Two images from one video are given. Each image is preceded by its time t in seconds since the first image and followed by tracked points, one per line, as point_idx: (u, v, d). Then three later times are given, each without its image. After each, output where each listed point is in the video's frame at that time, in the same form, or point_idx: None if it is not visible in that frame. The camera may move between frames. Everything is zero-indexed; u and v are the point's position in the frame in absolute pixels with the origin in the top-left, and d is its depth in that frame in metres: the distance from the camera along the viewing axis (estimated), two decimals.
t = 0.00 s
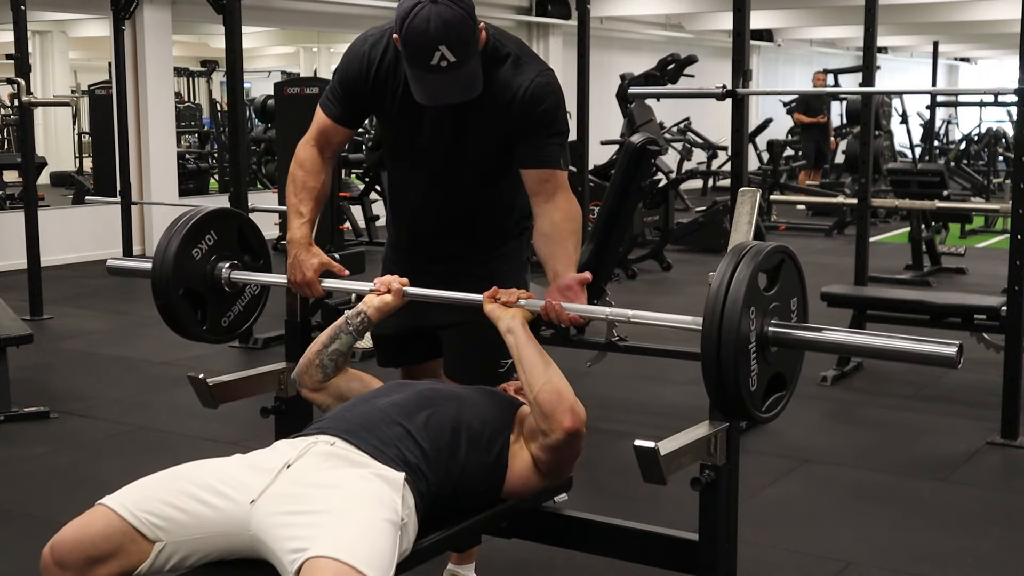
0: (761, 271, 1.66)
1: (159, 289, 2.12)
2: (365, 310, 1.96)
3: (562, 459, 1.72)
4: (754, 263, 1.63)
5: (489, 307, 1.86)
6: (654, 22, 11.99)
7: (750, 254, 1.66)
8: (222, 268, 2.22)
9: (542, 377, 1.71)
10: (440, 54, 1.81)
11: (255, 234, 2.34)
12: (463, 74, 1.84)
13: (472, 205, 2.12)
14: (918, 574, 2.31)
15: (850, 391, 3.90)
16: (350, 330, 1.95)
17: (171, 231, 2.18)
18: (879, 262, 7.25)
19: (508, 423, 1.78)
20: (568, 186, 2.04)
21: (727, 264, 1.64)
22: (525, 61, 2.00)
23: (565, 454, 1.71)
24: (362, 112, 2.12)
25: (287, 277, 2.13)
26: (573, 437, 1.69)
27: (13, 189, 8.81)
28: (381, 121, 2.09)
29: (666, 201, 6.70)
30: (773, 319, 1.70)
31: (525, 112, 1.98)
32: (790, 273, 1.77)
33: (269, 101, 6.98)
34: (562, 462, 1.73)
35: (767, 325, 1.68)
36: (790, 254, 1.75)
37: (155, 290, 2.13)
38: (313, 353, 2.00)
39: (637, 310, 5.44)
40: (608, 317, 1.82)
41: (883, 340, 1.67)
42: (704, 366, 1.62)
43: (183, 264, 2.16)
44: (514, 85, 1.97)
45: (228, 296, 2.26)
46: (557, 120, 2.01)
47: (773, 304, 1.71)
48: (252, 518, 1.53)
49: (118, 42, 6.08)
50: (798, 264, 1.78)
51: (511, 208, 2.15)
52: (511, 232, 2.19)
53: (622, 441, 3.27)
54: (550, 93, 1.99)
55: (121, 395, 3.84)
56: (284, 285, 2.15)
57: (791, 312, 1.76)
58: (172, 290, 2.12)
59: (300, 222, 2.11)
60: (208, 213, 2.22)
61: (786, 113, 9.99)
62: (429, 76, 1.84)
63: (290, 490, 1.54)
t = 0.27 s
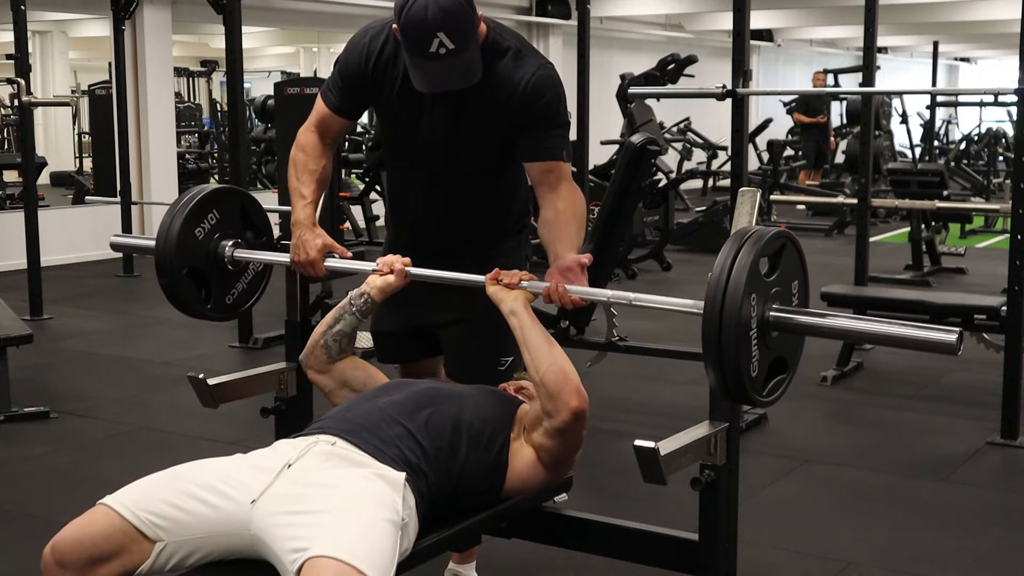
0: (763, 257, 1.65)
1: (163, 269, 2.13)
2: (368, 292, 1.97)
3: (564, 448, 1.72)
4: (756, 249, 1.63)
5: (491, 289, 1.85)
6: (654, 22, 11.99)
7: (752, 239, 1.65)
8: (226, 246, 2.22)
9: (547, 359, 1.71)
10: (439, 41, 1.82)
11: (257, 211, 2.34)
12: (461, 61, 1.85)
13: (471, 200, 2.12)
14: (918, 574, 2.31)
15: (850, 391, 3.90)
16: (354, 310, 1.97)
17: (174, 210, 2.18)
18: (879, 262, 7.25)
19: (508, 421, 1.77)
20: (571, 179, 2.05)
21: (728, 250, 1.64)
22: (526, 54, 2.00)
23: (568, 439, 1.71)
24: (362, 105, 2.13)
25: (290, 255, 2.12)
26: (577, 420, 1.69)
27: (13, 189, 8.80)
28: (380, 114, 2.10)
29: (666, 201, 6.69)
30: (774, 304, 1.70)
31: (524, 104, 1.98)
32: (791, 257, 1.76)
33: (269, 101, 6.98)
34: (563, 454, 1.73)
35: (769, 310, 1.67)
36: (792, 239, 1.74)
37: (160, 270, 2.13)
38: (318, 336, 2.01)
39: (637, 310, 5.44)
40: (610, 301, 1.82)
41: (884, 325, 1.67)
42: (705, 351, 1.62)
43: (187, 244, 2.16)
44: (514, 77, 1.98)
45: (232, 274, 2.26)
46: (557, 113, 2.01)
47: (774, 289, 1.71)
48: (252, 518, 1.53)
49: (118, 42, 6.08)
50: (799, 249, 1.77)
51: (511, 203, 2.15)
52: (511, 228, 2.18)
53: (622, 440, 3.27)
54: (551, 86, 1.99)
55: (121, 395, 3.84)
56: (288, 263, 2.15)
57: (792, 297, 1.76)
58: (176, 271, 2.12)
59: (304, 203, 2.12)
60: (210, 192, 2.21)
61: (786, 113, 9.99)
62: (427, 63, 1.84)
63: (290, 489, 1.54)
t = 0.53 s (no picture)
0: (761, 226, 1.65)
1: (166, 246, 2.14)
2: (370, 264, 1.98)
3: (563, 433, 1.72)
4: (753, 219, 1.63)
5: (493, 261, 1.84)
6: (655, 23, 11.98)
7: (750, 208, 1.65)
8: (227, 218, 2.22)
9: (547, 330, 1.71)
10: (438, 32, 1.82)
11: (259, 181, 2.33)
12: (460, 54, 1.85)
13: (469, 196, 2.12)
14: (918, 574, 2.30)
15: (850, 391, 3.90)
16: (357, 283, 1.99)
17: (174, 184, 2.18)
18: (879, 262, 7.25)
19: (508, 419, 1.77)
20: (578, 171, 2.08)
21: (726, 220, 1.64)
22: (525, 49, 2.01)
23: (567, 418, 1.70)
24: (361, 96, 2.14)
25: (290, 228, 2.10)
26: (578, 393, 1.69)
27: (13, 189, 8.80)
28: (380, 108, 2.10)
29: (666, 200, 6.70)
30: (773, 272, 1.70)
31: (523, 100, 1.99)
32: (789, 224, 1.76)
33: (269, 101, 6.98)
34: (563, 444, 1.73)
35: (767, 279, 1.67)
36: (790, 207, 1.74)
37: (162, 247, 2.14)
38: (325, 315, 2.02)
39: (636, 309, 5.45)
40: (611, 270, 1.82)
41: (882, 293, 1.67)
42: (703, 320, 1.62)
43: (188, 219, 2.16)
44: (514, 72, 1.98)
45: (235, 246, 2.26)
46: (557, 111, 2.01)
47: (772, 257, 1.71)
48: (253, 518, 1.53)
49: (118, 42, 6.08)
50: (797, 216, 1.77)
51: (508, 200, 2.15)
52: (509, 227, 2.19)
53: (623, 440, 3.27)
54: (551, 84, 1.99)
55: (122, 395, 3.85)
56: (290, 235, 2.13)
57: (791, 264, 1.76)
58: (178, 248, 2.13)
59: (305, 176, 2.12)
60: (210, 164, 2.21)
61: (786, 113, 9.98)
62: (426, 54, 1.85)
63: (290, 489, 1.54)
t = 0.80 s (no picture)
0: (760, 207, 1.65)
1: (168, 235, 2.14)
2: (371, 250, 1.99)
3: (561, 425, 1.71)
4: (753, 201, 1.62)
5: (494, 246, 1.83)
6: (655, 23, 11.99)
7: (750, 190, 1.65)
8: (228, 206, 2.21)
9: (546, 317, 1.72)
10: (439, 33, 1.83)
11: (260, 168, 2.33)
12: (461, 54, 1.86)
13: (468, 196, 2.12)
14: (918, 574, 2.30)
15: (849, 391, 3.90)
16: (359, 272, 2.00)
17: (175, 173, 2.18)
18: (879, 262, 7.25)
19: (506, 419, 1.77)
20: (582, 167, 2.10)
21: (726, 202, 1.63)
22: (525, 48, 2.00)
23: (566, 406, 1.70)
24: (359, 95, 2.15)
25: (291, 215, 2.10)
26: (578, 378, 1.69)
27: (13, 189, 8.80)
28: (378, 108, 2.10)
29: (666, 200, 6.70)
30: (773, 254, 1.70)
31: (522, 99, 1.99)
32: (789, 205, 1.76)
33: (269, 101, 6.98)
34: (561, 440, 1.73)
35: (768, 261, 1.67)
36: (790, 188, 1.74)
37: (164, 236, 2.15)
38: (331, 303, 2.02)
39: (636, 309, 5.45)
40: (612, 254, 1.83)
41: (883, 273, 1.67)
42: (704, 302, 1.62)
43: (189, 208, 2.16)
44: (514, 72, 1.98)
45: (237, 234, 2.27)
46: (556, 110, 2.02)
47: (772, 239, 1.70)
48: (251, 518, 1.53)
49: (118, 42, 6.08)
50: (797, 196, 1.76)
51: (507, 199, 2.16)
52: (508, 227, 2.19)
53: (623, 440, 3.27)
54: (550, 83, 2.00)
55: (122, 395, 3.85)
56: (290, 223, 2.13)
57: (791, 245, 1.76)
58: (179, 237, 2.14)
59: (304, 163, 2.12)
60: (211, 151, 2.21)
61: (786, 113, 9.98)
62: (426, 54, 1.85)
63: (288, 489, 1.54)
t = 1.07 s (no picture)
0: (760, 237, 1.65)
1: (164, 262, 2.13)
2: (368, 278, 1.96)
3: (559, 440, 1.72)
4: (754, 229, 1.62)
5: (491, 274, 1.83)
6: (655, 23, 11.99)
7: (750, 219, 1.65)
8: (225, 235, 2.22)
9: (540, 345, 1.70)
10: (439, 39, 1.83)
11: (256, 197, 2.33)
12: (460, 60, 1.86)
13: (468, 200, 2.12)
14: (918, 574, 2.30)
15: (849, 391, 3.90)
16: (355, 298, 1.97)
17: (172, 200, 2.18)
18: (879, 262, 7.25)
19: (507, 420, 1.77)
20: (578, 178, 2.10)
21: (726, 231, 1.64)
22: (523, 55, 2.00)
23: (560, 430, 1.70)
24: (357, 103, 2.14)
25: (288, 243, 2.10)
26: (571, 407, 1.68)
27: (14, 189, 8.80)
28: (376, 114, 2.10)
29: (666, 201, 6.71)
30: (773, 284, 1.70)
31: (521, 104, 2.00)
32: (789, 235, 1.76)
33: (269, 102, 6.98)
34: (559, 449, 1.73)
35: (768, 291, 1.67)
36: (789, 218, 1.74)
37: (160, 262, 2.14)
38: (320, 326, 2.00)
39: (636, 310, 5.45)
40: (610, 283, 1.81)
41: (883, 304, 1.68)
42: (703, 331, 1.62)
43: (186, 235, 2.16)
44: (512, 78, 1.99)
45: (233, 263, 2.26)
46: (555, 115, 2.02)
47: (772, 268, 1.70)
48: (253, 518, 1.53)
49: (118, 42, 6.08)
50: (796, 227, 1.76)
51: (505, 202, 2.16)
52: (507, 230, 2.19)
53: (623, 440, 3.27)
54: (548, 88, 2.01)
55: (123, 394, 3.85)
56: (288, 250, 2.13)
57: (791, 275, 1.76)
58: (177, 264, 2.13)
59: (302, 189, 2.12)
60: (209, 180, 2.21)
61: (786, 113, 9.98)
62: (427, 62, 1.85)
63: (289, 489, 1.54)
